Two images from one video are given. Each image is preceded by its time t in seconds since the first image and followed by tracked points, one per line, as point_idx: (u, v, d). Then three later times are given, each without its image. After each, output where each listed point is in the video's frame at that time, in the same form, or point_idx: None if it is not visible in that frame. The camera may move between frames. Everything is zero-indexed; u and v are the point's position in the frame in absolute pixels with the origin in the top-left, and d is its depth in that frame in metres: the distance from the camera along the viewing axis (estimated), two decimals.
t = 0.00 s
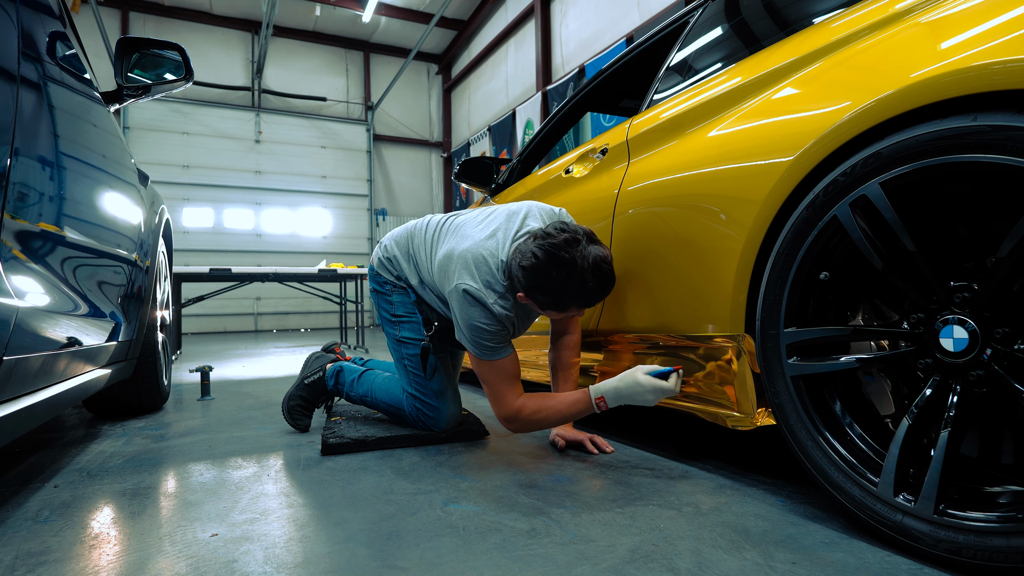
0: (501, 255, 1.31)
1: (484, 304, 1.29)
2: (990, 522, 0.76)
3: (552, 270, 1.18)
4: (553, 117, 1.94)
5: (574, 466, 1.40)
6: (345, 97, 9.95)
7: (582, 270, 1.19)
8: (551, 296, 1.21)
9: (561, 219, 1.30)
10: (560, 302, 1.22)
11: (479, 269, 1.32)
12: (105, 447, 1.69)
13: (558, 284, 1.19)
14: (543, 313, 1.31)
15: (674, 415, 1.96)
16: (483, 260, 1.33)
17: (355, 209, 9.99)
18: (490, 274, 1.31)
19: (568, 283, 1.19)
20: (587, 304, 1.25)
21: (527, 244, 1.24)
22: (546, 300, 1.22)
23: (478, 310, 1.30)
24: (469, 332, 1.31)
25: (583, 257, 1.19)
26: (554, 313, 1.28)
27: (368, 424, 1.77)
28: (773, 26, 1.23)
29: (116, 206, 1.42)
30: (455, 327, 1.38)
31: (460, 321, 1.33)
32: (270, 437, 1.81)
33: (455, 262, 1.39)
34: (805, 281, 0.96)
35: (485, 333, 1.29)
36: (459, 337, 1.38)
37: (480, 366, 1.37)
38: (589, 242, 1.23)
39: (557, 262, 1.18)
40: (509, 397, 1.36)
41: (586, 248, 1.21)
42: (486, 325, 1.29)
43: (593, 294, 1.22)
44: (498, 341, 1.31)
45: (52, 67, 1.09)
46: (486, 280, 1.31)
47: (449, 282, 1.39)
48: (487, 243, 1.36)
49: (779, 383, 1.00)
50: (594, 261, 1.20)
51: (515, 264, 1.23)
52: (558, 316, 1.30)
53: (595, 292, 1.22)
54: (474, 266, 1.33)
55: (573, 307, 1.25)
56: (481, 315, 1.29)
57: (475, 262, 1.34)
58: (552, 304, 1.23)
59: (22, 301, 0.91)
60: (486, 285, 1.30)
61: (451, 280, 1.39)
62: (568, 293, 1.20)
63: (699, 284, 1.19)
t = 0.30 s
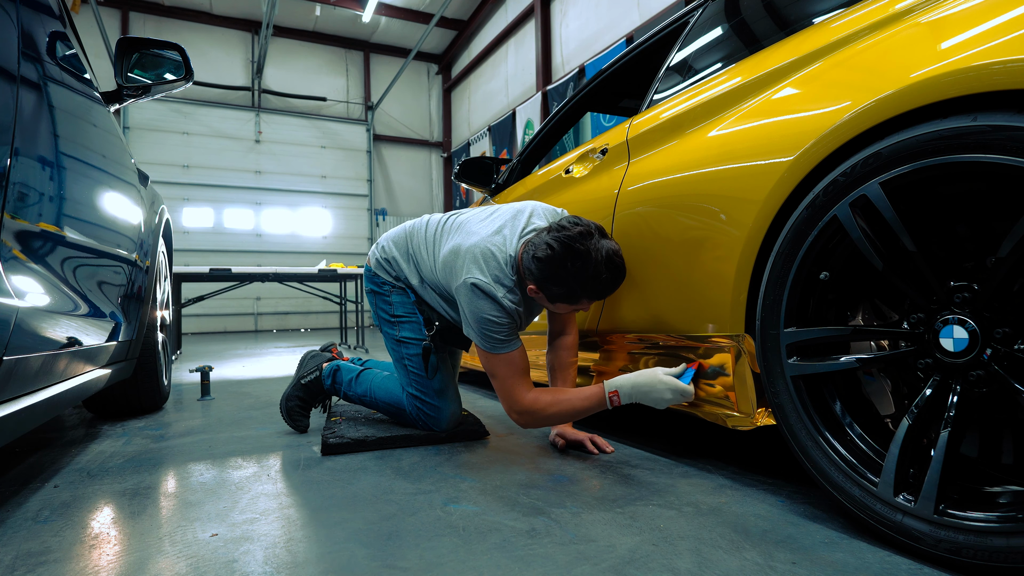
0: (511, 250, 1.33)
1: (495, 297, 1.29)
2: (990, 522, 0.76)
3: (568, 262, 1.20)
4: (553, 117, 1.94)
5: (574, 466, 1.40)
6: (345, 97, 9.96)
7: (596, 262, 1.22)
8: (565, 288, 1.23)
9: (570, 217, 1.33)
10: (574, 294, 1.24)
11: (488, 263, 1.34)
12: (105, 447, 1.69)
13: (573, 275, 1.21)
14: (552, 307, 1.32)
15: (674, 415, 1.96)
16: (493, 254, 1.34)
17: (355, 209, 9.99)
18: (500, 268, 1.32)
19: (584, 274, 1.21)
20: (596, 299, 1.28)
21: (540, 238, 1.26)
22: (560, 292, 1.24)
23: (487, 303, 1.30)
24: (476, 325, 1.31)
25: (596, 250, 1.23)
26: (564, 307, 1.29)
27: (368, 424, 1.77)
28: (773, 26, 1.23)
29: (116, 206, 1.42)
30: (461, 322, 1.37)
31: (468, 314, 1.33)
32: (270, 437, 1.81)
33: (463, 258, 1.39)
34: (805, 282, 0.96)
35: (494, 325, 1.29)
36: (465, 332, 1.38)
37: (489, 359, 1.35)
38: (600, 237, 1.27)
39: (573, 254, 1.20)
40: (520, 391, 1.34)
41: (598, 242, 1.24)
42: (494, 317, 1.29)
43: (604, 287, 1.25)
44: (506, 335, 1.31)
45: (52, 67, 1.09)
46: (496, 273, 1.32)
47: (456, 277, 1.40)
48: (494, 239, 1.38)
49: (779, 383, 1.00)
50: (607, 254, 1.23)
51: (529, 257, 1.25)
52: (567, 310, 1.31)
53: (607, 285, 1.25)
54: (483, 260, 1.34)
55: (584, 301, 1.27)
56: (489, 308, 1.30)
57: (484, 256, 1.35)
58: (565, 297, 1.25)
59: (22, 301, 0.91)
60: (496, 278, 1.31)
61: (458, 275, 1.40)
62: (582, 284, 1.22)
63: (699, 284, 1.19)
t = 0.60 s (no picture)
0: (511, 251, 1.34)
1: (492, 297, 1.30)
2: (990, 523, 0.76)
3: (567, 267, 1.20)
4: (553, 117, 1.94)
5: (574, 465, 1.40)
6: (345, 97, 9.95)
7: (596, 269, 1.22)
8: (563, 293, 1.23)
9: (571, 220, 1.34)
10: (571, 299, 1.24)
11: (488, 263, 1.34)
12: (105, 447, 1.69)
13: (572, 281, 1.21)
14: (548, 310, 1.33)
15: (674, 415, 1.96)
16: (492, 254, 1.35)
17: (355, 209, 9.99)
18: (499, 268, 1.32)
19: (582, 280, 1.21)
20: (595, 304, 1.28)
21: (541, 242, 1.26)
22: (558, 296, 1.24)
23: (485, 302, 1.30)
24: (474, 324, 1.32)
25: (597, 257, 1.23)
26: (561, 310, 1.30)
27: (367, 424, 1.77)
28: (773, 26, 1.23)
29: (116, 206, 1.42)
30: (457, 319, 1.38)
31: (465, 312, 1.33)
32: (269, 437, 1.81)
33: (462, 256, 1.40)
34: (805, 282, 0.96)
35: (490, 325, 1.30)
36: (461, 329, 1.38)
37: (482, 356, 1.37)
38: (600, 243, 1.27)
39: (572, 260, 1.20)
40: (507, 388, 1.36)
41: (600, 249, 1.24)
42: (493, 317, 1.30)
43: (602, 293, 1.25)
44: (502, 334, 1.32)
45: (52, 67, 1.09)
46: (495, 273, 1.32)
47: (455, 275, 1.40)
48: (494, 239, 1.38)
49: (779, 383, 1.00)
50: (608, 261, 1.23)
51: (530, 260, 1.25)
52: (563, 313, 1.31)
53: (604, 291, 1.25)
54: (483, 260, 1.35)
55: (581, 306, 1.27)
56: (489, 308, 1.30)
57: (483, 255, 1.35)
58: (563, 301, 1.25)
59: (22, 301, 0.91)
60: (495, 278, 1.32)
61: (457, 273, 1.40)
62: (580, 291, 1.22)
63: (698, 285, 1.19)
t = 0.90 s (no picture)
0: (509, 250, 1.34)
1: (488, 295, 1.30)
2: (991, 523, 0.76)
3: (562, 268, 1.21)
4: (553, 117, 1.94)
5: (574, 465, 1.40)
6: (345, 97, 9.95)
7: (591, 271, 1.22)
8: (558, 294, 1.23)
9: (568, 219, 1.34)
10: (566, 300, 1.24)
11: (485, 262, 1.34)
12: (105, 447, 1.69)
13: (567, 282, 1.21)
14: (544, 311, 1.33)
15: (674, 415, 1.96)
16: (490, 252, 1.35)
17: (355, 209, 9.99)
18: (496, 267, 1.33)
19: (577, 282, 1.21)
20: (591, 305, 1.28)
21: (538, 243, 1.26)
22: (553, 297, 1.24)
23: (481, 300, 1.31)
24: (472, 323, 1.32)
25: (592, 258, 1.22)
26: (556, 311, 1.30)
27: (367, 424, 1.77)
28: (773, 26, 1.23)
29: (116, 206, 1.42)
30: (454, 317, 1.38)
31: (461, 311, 1.34)
32: (269, 437, 1.81)
33: (461, 254, 1.40)
34: (805, 282, 0.96)
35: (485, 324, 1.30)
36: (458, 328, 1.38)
37: (476, 354, 1.38)
38: (597, 245, 1.26)
39: (567, 262, 1.21)
40: (497, 385, 1.38)
41: (596, 250, 1.24)
42: (490, 316, 1.31)
43: (597, 296, 1.25)
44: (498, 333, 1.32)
45: (52, 67, 1.09)
46: (492, 272, 1.32)
47: (453, 273, 1.41)
48: (492, 238, 1.38)
49: (779, 383, 1.00)
50: (603, 262, 1.23)
51: (526, 260, 1.25)
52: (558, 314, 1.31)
53: (600, 294, 1.25)
54: (480, 258, 1.35)
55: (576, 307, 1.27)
56: (486, 307, 1.30)
57: (481, 254, 1.36)
58: (558, 302, 1.25)
59: (22, 301, 0.91)
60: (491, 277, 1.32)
61: (455, 272, 1.40)
62: (575, 292, 1.22)
63: (698, 285, 1.19)
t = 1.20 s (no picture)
0: (506, 247, 1.34)
1: (485, 292, 1.30)
2: (991, 523, 0.76)
3: (558, 263, 1.20)
4: (553, 117, 1.94)
5: (574, 466, 1.40)
6: (345, 97, 9.95)
7: (587, 266, 1.21)
8: (554, 289, 1.23)
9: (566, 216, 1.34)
10: (562, 295, 1.24)
11: (482, 259, 1.34)
12: (104, 447, 1.69)
13: (563, 277, 1.21)
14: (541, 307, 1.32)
15: (674, 415, 1.96)
16: (488, 250, 1.35)
17: (355, 209, 9.99)
18: (493, 264, 1.32)
19: (573, 277, 1.21)
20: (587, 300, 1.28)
21: (534, 238, 1.26)
22: (549, 292, 1.24)
23: (478, 297, 1.31)
24: (469, 320, 1.32)
25: (589, 253, 1.22)
26: (551, 307, 1.30)
27: (368, 424, 1.77)
28: (773, 26, 1.23)
29: (116, 206, 1.42)
30: (451, 314, 1.38)
31: (458, 308, 1.33)
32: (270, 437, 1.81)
33: (458, 252, 1.40)
34: (805, 282, 0.96)
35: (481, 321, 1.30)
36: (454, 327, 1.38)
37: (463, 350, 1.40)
38: (594, 240, 1.26)
39: (564, 257, 1.20)
40: (484, 381, 1.40)
41: (593, 245, 1.24)
42: (486, 313, 1.31)
43: (594, 291, 1.24)
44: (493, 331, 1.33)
45: (52, 67, 1.09)
46: (489, 269, 1.32)
47: (450, 271, 1.40)
48: (490, 235, 1.38)
49: (779, 383, 1.00)
50: (600, 257, 1.22)
51: (522, 256, 1.25)
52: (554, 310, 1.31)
53: (596, 289, 1.24)
54: (477, 255, 1.35)
55: (572, 303, 1.27)
56: (482, 303, 1.31)
57: (478, 251, 1.36)
58: (553, 298, 1.25)
59: (22, 301, 0.91)
60: (489, 274, 1.32)
61: (452, 269, 1.40)
62: (571, 288, 1.22)
63: (698, 285, 1.19)
